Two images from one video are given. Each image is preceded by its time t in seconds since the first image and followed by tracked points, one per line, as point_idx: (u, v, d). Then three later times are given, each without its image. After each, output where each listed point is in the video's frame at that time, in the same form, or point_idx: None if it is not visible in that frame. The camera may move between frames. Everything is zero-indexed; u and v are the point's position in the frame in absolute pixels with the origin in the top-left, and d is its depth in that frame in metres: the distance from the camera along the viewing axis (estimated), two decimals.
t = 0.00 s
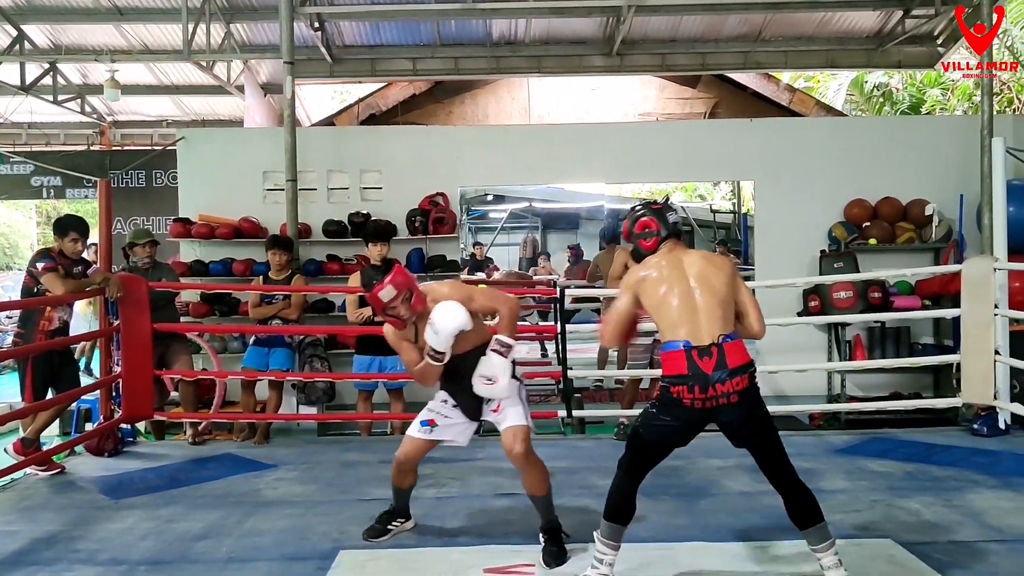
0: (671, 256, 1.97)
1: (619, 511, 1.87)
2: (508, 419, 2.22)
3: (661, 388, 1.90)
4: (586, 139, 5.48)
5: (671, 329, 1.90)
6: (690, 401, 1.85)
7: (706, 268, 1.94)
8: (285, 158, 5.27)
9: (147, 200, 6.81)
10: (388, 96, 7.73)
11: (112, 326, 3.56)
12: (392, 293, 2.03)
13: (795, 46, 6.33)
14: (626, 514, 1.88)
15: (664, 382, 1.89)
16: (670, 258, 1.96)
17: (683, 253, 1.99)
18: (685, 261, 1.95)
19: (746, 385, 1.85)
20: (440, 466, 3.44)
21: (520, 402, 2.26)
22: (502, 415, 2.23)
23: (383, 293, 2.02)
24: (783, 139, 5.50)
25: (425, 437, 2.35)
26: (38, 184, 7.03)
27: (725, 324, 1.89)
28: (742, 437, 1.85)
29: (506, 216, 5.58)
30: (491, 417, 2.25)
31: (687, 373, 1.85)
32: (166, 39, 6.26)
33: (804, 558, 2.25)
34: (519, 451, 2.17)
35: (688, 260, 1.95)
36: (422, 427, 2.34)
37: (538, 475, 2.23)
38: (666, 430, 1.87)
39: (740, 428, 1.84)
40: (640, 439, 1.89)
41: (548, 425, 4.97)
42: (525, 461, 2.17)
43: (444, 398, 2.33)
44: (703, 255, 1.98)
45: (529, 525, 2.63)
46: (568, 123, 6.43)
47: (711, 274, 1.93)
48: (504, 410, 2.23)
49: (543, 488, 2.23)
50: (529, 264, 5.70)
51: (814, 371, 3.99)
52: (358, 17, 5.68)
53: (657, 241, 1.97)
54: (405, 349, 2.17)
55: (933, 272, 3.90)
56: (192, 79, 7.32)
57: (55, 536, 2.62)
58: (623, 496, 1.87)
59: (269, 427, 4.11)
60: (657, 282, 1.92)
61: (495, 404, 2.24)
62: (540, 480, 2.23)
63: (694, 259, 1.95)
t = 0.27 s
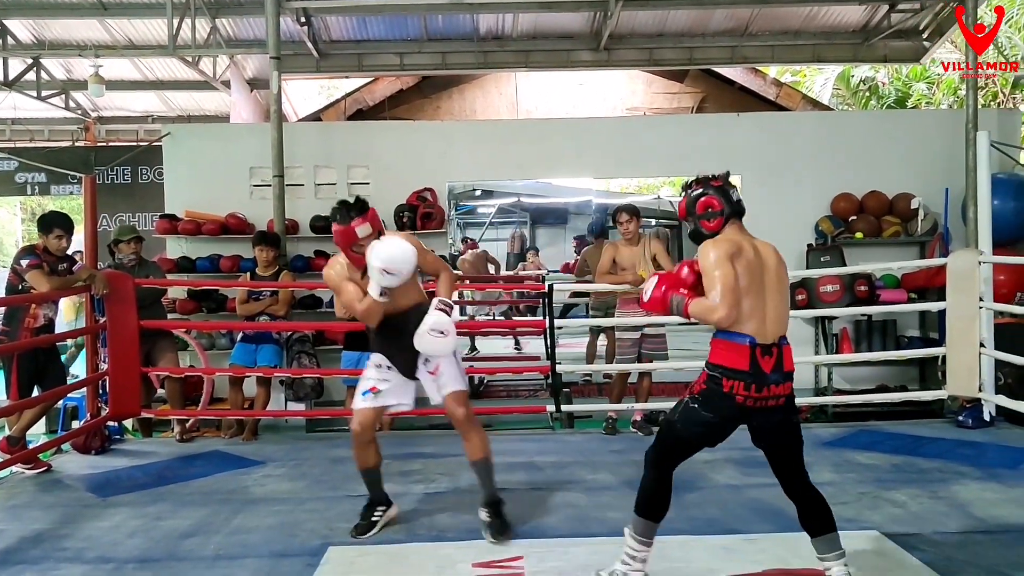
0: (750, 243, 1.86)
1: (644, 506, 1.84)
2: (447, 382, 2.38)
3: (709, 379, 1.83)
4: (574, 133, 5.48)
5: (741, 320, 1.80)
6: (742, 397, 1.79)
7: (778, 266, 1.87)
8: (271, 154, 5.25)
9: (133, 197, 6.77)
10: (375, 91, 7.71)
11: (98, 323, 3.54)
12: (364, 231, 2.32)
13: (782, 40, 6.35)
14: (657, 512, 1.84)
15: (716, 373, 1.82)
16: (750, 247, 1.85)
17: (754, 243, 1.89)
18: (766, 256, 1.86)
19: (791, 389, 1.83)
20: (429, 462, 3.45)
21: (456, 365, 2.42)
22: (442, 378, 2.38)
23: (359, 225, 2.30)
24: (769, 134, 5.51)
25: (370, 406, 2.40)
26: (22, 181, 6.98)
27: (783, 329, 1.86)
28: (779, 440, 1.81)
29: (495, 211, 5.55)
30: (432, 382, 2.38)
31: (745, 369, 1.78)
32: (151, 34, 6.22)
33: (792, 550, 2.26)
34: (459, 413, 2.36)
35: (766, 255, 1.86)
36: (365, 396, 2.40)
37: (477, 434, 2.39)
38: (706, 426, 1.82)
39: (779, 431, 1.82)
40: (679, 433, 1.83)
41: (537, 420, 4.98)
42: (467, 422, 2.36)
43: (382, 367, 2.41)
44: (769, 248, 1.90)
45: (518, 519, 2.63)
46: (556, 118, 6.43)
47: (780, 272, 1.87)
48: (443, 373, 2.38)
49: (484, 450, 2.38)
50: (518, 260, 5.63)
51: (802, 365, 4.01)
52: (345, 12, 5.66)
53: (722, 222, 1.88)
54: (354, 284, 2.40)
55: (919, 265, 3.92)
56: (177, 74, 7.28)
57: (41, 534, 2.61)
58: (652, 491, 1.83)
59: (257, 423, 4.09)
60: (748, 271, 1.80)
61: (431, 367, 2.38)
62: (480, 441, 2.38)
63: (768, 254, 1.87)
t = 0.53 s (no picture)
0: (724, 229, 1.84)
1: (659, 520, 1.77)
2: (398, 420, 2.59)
3: (707, 379, 1.81)
4: (564, 134, 5.49)
5: (725, 314, 1.80)
6: (743, 393, 1.78)
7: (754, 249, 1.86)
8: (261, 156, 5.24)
9: (122, 199, 6.74)
10: (365, 93, 7.70)
11: (87, 327, 3.53)
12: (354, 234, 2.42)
13: (771, 41, 6.37)
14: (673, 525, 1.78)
15: (713, 371, 1.79)
16: (725, 234, 1.83)
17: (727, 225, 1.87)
18: (739, 240, 1.84)
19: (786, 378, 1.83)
20: (420, 464, 3.44)
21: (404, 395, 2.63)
22: (395, 416, 2.59)
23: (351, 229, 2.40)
24: (759, 134, 5.53)
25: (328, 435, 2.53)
26: (10, 184, 6.95)
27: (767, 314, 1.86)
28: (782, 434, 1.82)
29: (486, 212, 5.59)
30: (379, 415, 2.58)
31: (743, 363, 1.77)
32: (140, 37, 6.20)
33: (783, 549, 2.26)
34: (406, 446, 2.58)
35: (741, 239, 1.85)
36: (321, 425, 2.52)
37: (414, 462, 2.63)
38: (712, 429, 1.78)
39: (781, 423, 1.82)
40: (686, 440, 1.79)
41: (529, 422, 4.98)
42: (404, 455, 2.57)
43: (338, 395, 2.54)
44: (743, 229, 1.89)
45: (510, 521, 2.63)
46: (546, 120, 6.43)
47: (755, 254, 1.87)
48: (394, 411, 2.59)
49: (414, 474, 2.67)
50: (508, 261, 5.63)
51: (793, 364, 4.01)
52: (334, 14, 5.65)
53: (691, 212, 1.87)
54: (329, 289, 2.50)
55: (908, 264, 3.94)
56: (166, 77, 7.25)
57: (31, 539, 2.60)
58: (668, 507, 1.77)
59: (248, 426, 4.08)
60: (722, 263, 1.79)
61: (385, 400, 2.58)
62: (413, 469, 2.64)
63: (743, 237, 1.86)
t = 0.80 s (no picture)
0: (643, 237, 1.83)
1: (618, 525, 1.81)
2: (424, 377, 2.60)
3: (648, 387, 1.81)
4: (554, 132, 5.48)
5: (659, 322, 1.78)
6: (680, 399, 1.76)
7: (680, 250, 1.83)
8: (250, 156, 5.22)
9: (111, 200, 6.71)
10: (354, 92, 7.69)
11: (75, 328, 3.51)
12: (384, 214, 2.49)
13: (760, 38, 6.37)
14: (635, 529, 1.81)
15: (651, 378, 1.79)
16: (643, 241, 1.82)
17: (650, 231, 1.85)
18: (666, 245, 1.82)
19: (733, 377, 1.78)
20: (411, 463, 3.43)
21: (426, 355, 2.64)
22: (420, 374, 2.59)
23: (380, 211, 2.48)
24: (749, 132, 5.54)
25: (346, 404, 2.54)
26: None
27: (711, 311, 1.81)
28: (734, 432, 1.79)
29: (476, 211, 5.53)
30: (406, 376, 2.59)
31: (676, 367, 1.76)
32: (127, 37, 6.17)
33: (774, 546, 2.27)
34: (437, 405, 2.60)
35: (662, 243, 1.83)
36: (338, 395, 2.52)
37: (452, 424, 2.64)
38: (656, 438, 1.78)
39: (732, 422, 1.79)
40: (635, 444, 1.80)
41: (520, 420, 4.97)
42: (445, 415, 2.59)
43: (355, 363, 2.56)
44: (669, 232, 1.86)
45: (501, 519, 2.63)
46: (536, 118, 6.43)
47: (685, 255, 1.83)
48: (419, 368, 2.59)
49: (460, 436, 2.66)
50: (501, 260, 5.60)
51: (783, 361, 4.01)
52: (323, 13, 5.63)
53: (604, 231, 1.84)
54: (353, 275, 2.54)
55: (897, 261, 3.95)
56: (154, 77, 7.22)
57: (20, 542, 2.58)
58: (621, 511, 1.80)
59: (238, 427, 4.07)
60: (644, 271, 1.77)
61: (408, 360, 2.59)
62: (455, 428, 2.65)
63: (665, 240, 1.84)
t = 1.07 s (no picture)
0: (630, 216, 1.76)
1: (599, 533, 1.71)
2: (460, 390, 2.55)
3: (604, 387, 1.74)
4: (541, 132, 5.49)
5: (623, 306, 1.72)
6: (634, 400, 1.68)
7: (668, 236, 1.74)
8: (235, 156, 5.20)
9: (95, 200, 6.67)
10: (340, 92, 7.67)
11: (59, 329, 3.48)
12: (453, 224, 2.46)
13: (746, 39, 6.39)
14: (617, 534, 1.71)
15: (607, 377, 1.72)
16: (629, 221, 1.75)
17: (641, 213, 1.78)
18: (652, 230, 1.74)
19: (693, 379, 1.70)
20: (398, 464, 3.42)
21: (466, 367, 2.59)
22: (457, 386, 2.54)
23: (451, 220, 2.45)
24: (735, 132, 5.56)
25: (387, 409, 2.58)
26: None
27: (683, 305, 1.73)
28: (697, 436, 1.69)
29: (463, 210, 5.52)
30: (445, 386, 2.55)
31: (630, 365, 1.69)
32: (111, 36, 6.13)
33: (761, 544, 2.27)
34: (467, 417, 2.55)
35: (648, 225, 1.75)
36: (378, 400, 2.56)
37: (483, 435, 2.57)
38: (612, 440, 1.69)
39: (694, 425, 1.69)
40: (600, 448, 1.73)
41: (507, 421, 4.97)
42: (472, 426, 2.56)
43: (393, 371, 2.56)
44: (663, 217, 1.78)
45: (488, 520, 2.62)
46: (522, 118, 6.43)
47: (674, 242, 1.75)
48: (457, 379, 2.54)
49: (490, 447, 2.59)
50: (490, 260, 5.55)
51: (769, 360, 4.01)
52: (309, 13, 5.62)
53: (604, 197, 1.82)
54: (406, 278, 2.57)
55: (881, 260, 3.98)
56: (138, 76, 7.18)
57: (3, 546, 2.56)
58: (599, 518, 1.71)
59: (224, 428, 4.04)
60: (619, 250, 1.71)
61: (444, 373, 2.55)
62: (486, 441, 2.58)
63: (652, 222, 1.76)
